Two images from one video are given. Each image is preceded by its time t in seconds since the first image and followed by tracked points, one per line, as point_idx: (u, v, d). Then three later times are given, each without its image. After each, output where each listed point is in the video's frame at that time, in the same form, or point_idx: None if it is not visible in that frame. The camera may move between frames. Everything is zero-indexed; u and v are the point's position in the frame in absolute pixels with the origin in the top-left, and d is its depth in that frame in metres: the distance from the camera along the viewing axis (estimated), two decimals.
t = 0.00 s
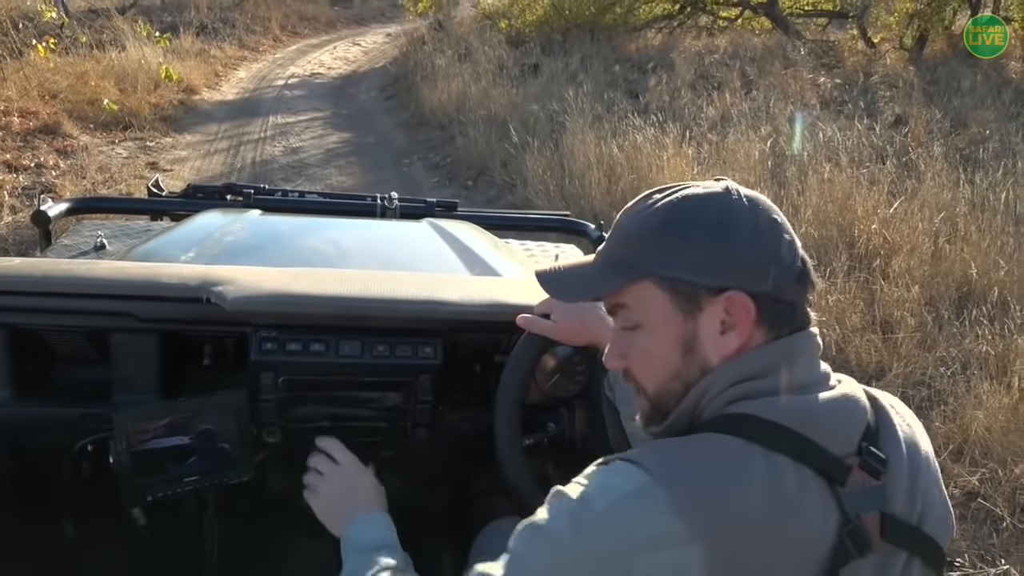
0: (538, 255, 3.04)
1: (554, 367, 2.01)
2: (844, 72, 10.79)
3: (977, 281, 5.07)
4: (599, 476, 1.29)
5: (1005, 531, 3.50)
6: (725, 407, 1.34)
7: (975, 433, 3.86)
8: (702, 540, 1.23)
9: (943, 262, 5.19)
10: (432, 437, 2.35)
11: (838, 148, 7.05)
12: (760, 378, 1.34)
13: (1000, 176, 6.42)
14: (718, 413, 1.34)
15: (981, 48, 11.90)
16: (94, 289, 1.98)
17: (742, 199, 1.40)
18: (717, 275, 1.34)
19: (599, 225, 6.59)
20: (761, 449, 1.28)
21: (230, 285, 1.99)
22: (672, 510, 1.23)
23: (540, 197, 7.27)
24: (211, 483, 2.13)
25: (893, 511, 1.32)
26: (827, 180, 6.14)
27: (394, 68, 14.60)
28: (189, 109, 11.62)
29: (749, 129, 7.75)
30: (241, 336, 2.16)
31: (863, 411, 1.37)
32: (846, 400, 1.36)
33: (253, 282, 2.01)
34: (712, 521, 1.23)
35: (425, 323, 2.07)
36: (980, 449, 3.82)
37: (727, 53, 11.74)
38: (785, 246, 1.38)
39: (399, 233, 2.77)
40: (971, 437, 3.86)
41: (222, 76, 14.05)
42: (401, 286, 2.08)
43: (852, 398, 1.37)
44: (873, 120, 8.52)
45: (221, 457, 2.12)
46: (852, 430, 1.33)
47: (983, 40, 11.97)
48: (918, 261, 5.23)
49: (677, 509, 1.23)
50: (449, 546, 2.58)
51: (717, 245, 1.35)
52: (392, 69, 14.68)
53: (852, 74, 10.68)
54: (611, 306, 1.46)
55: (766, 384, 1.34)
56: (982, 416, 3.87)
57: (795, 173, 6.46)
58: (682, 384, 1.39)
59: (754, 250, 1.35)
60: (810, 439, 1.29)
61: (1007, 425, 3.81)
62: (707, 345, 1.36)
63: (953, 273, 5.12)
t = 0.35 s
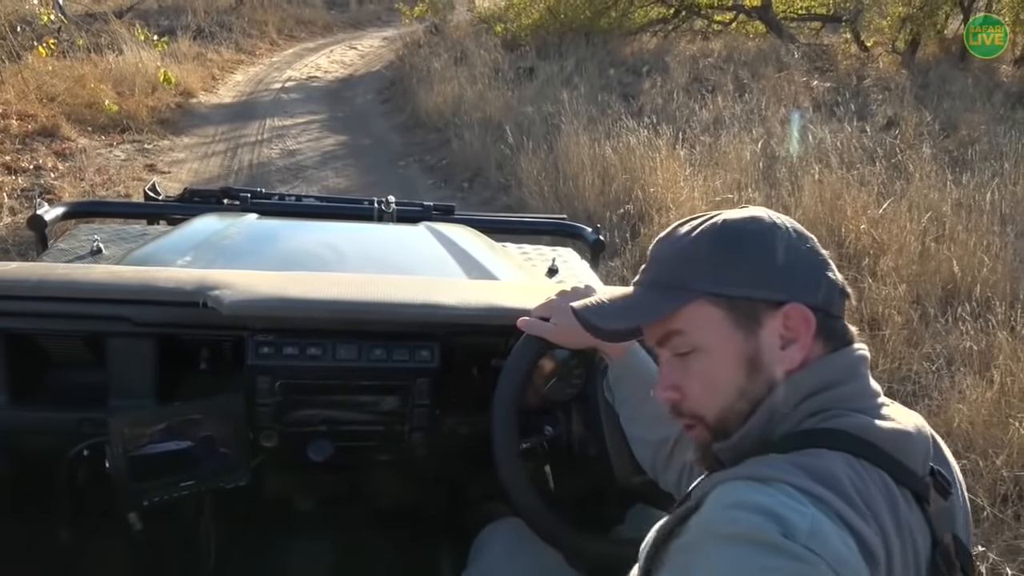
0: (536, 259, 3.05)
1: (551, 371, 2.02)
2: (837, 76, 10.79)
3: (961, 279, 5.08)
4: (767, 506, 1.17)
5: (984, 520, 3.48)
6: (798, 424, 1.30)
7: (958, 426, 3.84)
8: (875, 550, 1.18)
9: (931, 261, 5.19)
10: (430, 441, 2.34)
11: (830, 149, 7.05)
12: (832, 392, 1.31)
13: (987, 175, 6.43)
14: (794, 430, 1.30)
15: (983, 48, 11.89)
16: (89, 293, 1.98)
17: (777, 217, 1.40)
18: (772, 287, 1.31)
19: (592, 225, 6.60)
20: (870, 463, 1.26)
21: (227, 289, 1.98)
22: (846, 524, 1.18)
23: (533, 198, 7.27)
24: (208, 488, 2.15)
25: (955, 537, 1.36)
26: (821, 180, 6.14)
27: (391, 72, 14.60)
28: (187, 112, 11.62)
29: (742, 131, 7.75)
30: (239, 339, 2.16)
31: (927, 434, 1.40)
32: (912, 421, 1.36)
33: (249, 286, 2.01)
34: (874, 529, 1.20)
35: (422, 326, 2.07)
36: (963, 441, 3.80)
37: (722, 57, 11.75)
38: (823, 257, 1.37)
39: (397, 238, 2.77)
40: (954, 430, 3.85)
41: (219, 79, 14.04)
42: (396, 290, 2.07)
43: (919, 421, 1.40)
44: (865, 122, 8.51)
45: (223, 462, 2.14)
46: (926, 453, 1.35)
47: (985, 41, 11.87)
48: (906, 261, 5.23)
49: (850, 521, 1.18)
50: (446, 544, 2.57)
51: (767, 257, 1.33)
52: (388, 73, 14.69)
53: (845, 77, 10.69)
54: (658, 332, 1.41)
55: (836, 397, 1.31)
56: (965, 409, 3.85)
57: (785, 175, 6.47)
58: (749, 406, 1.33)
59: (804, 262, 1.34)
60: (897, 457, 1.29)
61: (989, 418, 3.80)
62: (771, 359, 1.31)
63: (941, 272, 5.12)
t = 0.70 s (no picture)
0: (525, 259, 3.05)
1: (542, 370, 2.03)
2: (823, 76, 10.83)
3: (940, 273, 5.12)
4: (788, 529, 1.15)
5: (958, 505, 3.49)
6: (821, 434, 1.30)
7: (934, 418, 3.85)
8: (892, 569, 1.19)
9: (911, 256, 5.23)
10: (420, 443, 2.32)
11: (816, 148, 7.08)
12: (857, 405, 1.31)
13: (968, 171, 6.46)
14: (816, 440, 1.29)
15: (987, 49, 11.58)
16: (76, 296, 1.97)
17: (818, 220, 1.39)
18: (811, 295, 1.30)
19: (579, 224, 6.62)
20: (892, 480, 1.27)
21: (216, 291, 1.98)
22: (866, 544, 1.18)
23: (521, 198, 7.27)
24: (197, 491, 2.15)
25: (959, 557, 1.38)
26: (809, 179, 6.15)
27: (380, 74, 14.60)
28: (177, 115, 11.59)
29: (729, 130, 7.77)
30: (227, 342, 2.15)
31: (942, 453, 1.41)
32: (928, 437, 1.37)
33: (238, 288, 2.00)
34: (892, 547, 1.21)
35: (412, 327, 2.06)
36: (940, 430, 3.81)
37: (709, 58, 11.78)
38: (859, 270, 1.37)
39: (389, 239, 2.77)
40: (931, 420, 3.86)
41: (208, 82, 14.01)
42: (386, 292, 2.07)
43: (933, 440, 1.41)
44: (849, 122, 8.53)
45: (214, 464, 2.14)
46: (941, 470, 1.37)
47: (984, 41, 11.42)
48: (887, 256, 5.26)
49: (870, 541, 1.18)
50: (436, 544, 2.58)
51: (808, 263, 1.32)
52: (377, 75, 14.68)
53: (831, 78, 10.73)
54: (685, 326, 1.40)
55: (861, 410, 1.31)
56: (943, 398, 3.86)
57: (770, 173, 6.50)
58: (771, 413, 1.32)
59: (844, 273, 1.33)
60: (914, 474, 1.30)
61: (965, 406, 3.80)
62: (798, 367, 1.31)
63: (922, 267, 5.16)
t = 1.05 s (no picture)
0: (517, 260, 3.05)
1: (534, 371, 2.01)
2: (814, 76, 10.85)
3: (931, 273, 5.13)
4: (775, 538, 1.14)
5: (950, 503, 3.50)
6: (815, 439, 1.30)
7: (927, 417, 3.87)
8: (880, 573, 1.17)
9: (902, 254, 5.26)
10: (412, 444, 2.32)
11: (807, 148, 7.09)
12: (854, 411, 1.31)
13: (958, 170, 6.48)
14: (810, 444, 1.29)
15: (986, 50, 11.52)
16: (65, 298, 1.96)
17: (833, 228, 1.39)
18: (818, 303, 1.31)
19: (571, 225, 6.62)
20: (883, 485, 1.26)
21: (206, 292, 1.97)
22: (854, 551, 1.16)
23: (513, 199, 7.27)
24: (188, 492, 2.16)
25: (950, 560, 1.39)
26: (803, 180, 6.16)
27: (371, 75, 14.59)
28: (167, 117, 11.57)
29: (720, 130, 7.78)
30: (219, 343, 2.14)
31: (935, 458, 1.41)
32: (919, 440, 1.37)
33: (228, 289, 2.00)
34: (879, 552, 1.19)
35: (403, 328, 2.05)
36: (933, 429, 3.82)
37: (700, 58, 11.80)
38: (869, 280, 1.37)
39: (381, 240, 2.76)
40: (924, 420, 3.87)
41: (198, 84, 13.99)
42: (378, 292, 2.06)
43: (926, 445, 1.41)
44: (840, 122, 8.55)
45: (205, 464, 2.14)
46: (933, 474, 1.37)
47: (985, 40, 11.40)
48: (879, 256, 5.29)
49: (857, 546, 1.17)
50: (429, 544, 2.56)
51: (822, 270, 1.32)
52: (368, 76, 14.67)
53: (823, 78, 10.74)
54: (686, 321, 1.40)
55: (860, 417, 1.31)
56: (935, 397, 3.87)
57: (761, 174, 6.51)
58: (766, 418, 1.33)
59: (853, 283, 1.33)
60: (906, 479, 1.29)
61: (957, 405, 3.82)
62: (799, 374, 1.31)
63: (914, 267, 5.18)
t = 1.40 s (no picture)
0: (513, 259, 3.05)
1: (530, 372, 2.01)
2: (812, 77, 10.85)
3: (939, 278, 5.14)
4: (768, 545, 1.13)
5: (965, 517, 3.50)
6: (810, 442, 1.30)
7: (938, 426, 3.86)
8: None
9: (907, 259, 5.27)
10: (409, 444, 2.33)
11: (806, 150, 7.09)
12: (851, 416, 1.31)
13: (962, 173, 6.47)
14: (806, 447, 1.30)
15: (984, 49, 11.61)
16: (58, 300, 1.95)
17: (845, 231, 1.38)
18: (826, 309, 1.30)
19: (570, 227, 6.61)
20: (874, 489, 1.25)
21: (201, 293, 1.96)
22: (845, 556, 1.16)
23: (512, 203, 7.27)
24: (184, 494, 2.14)
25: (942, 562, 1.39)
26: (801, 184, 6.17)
27: (367, 75, 14.59)
28: (161, 119, 11.54)
29: (718, 133, 7.79)
30: (213, 344, 2.13)
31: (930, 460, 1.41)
32: (915, 443, 1.37)
33: (223, 289, 1.99)
34: (868, 556, 1.19)
35: (399, 329, 2.05)
36: (943, 440, 3.83)
37: (697, 58, 11.81)
38: (877, 287, 1.37)
39: (375, 240, 2.76)
40: (935, 430, 3.87)
41: (193, 85, 13.98)
42: (373, 292, 2.06)
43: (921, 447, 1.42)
44: (840, 123, 8.55)
45: (200, 465, 2.14)
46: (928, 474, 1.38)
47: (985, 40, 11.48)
48: (884, 260, 5.31)
49: (848, 551, 1.16)
50: (425, 543, 2.57)
51: (830, 276, 1.31)
52: (364, 77, 14.67)
53: (821, 79, 10.74)
54: (689, 320, 1.40)
55: (857, 424, 1.31)
56: (945, 407, 3.88)
57: (760, 177, 6.50)
58: (764, 422, 1.33)
59: (861, 290, 1.33)
60: (900, 484, 1.29)
61: (968, 417, 3.82)
62: (800, 381, 1.31)
63: (918, 270, 5.19)
